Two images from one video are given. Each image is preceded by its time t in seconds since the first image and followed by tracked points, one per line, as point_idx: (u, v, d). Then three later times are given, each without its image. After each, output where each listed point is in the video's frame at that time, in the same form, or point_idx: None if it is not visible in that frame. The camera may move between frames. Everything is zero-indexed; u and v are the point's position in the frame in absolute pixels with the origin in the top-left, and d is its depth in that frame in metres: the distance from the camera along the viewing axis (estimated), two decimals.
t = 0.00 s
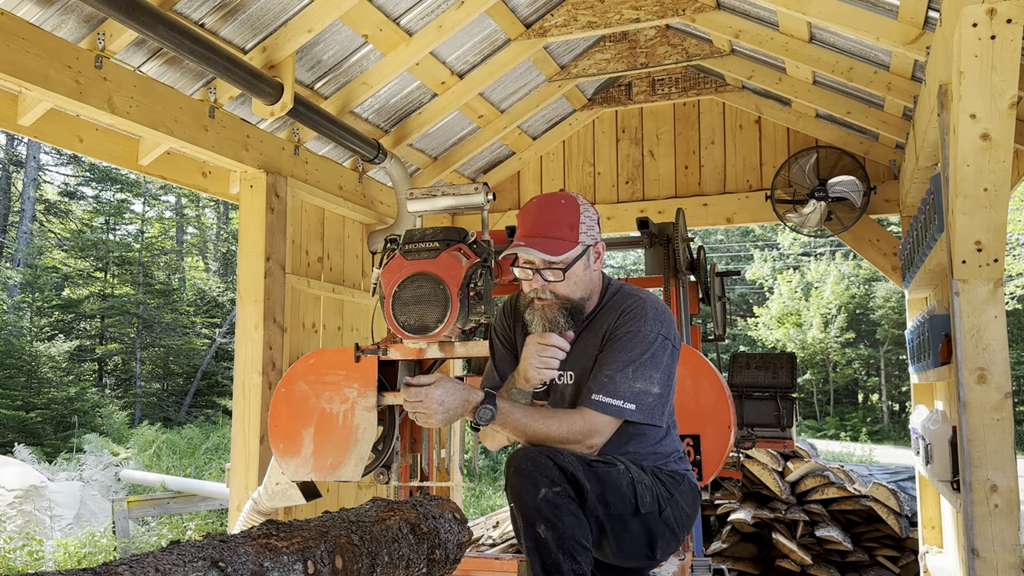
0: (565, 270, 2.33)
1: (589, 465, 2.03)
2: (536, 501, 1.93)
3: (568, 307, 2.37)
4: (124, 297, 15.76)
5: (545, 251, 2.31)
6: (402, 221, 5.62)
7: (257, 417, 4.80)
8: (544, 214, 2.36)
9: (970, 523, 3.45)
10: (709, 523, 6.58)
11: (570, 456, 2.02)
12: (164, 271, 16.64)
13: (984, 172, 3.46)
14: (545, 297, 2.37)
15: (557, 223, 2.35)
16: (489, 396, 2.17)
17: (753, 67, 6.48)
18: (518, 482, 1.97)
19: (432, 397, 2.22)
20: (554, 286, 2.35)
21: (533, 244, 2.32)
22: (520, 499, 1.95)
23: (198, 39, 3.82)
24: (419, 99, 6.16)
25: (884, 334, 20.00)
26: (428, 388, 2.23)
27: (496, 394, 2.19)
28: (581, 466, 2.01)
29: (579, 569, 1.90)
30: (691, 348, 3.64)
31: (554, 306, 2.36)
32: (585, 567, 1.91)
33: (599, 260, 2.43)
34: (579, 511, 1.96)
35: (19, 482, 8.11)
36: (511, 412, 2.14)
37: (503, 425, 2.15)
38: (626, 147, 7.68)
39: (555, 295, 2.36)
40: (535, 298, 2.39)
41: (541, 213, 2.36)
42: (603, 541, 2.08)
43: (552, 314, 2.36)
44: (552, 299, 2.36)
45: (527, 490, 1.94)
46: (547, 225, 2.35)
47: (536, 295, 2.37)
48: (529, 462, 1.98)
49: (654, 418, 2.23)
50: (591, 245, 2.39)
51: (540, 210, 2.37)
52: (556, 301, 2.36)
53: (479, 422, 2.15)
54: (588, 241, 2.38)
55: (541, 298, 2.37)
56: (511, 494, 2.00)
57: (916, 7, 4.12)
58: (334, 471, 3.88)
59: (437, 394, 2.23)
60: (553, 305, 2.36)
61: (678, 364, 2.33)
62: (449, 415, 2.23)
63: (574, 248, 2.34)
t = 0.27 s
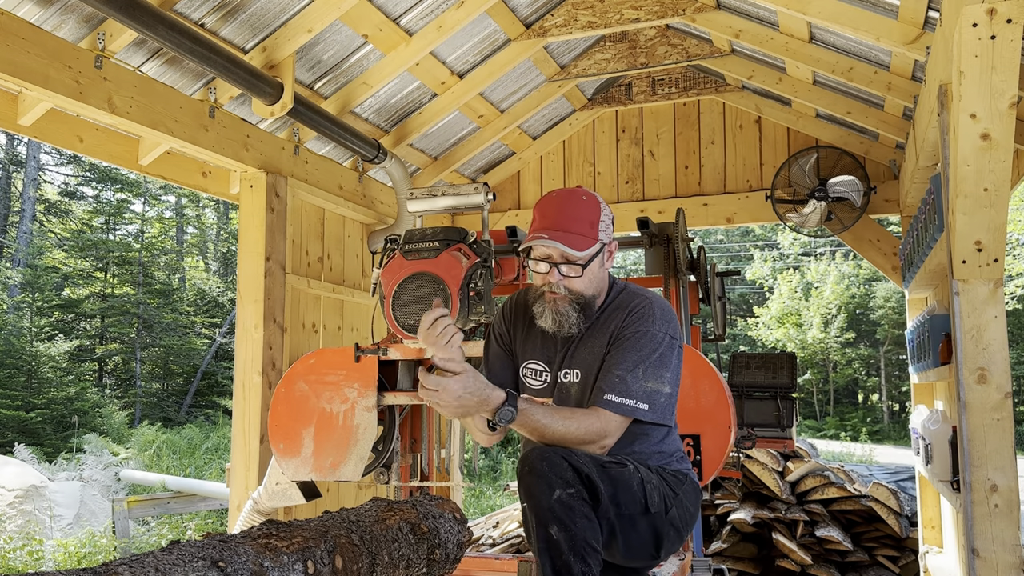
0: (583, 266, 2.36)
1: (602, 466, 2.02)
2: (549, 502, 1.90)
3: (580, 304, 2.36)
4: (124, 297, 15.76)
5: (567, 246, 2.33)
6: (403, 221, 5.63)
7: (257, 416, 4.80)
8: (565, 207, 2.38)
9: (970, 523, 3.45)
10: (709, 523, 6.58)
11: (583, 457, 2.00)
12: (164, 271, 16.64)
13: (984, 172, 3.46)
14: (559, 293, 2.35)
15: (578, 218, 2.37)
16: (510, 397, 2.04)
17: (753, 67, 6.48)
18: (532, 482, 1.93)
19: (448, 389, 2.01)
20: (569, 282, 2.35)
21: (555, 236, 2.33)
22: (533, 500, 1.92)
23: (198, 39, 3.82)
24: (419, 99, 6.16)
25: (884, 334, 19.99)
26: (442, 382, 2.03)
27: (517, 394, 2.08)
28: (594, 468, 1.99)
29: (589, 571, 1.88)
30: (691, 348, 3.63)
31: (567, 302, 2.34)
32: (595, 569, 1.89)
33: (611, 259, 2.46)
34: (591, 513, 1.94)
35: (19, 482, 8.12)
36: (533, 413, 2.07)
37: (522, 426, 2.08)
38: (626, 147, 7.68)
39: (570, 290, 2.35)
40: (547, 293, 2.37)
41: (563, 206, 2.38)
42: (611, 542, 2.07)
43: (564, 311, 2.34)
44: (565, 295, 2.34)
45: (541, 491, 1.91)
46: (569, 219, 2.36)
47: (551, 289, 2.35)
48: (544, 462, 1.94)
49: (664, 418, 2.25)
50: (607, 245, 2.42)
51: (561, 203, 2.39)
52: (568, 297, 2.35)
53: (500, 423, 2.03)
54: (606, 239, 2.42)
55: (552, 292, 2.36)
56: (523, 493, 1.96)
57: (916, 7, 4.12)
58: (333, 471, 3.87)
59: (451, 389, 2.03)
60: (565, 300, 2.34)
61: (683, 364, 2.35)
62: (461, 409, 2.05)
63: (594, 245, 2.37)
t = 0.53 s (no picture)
0: (588, 267, 2.36)
1: (608, 466, 2.03)
2: (555, 501, 1.90)
3: (586, 305, 2.36)
4: (124, 297, 15.76)
5: (573, 247, 2.33)
6: (403, 221, 5.63)
7: (257, 416, 4.80)
8: (566, 209, 2.39)
9: (970, 523, 3.45)
10: (709, 523, 6.58)
11: (589, 457, 2.00)
12: (164, 271, 16.64)
13: (984, 171, 3.46)
14: (565, 295, 2.34)
15: (581, 219, 2.38)
16: (512, 396, 2.07)
17: (753, 67, 6.49)
18: (538, 481, 1.93)
19: (447, 387, 2.07)
20: (576, 283, 2.35)
21: (562, 239, 2.33)
22: (539, 499, 1.92)
23: (198, 39, 3.82)
24: (419, 99, 6.16)
25: (884, 334, 20.00)
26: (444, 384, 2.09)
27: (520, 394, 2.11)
28: (600, 468, 2.00)
29: (594, 571, 1.87)
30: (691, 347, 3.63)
31: (575, 304, 2.33)
32: (600, 570, 1.88)
33: (612, 259, 2.47)
34: (596, 513, 1.94)
35: (19, 482, 8.12)
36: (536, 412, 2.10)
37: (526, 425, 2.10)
38: (625, 147, 7.68)
39: (576, 292, 2.34)
40: (554, 295, 2.36)
41: (565, 208, 2.38)
42: (616, 542, 2.06)
43: (571, 312, 2.32)
44: (572, 297, 2.33)
45: (547, 490, 1.91)
46: (572, 220, 2.37)
47: (558, 292, 2.34)
48: (550, 461, 1.94)
49: (669, 415, 2.26)
50: (608, 245, 2.44)
51: (562, 206, 2.39)
52: (575, 299, 2.34)
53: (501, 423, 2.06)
54: (607, 239, 2.44)
55: (559, 295, 2.35)
56: (529, 492, 1.96)
57: (916, 7, 4.12)
58: (334, 471, 3.88)
59: (454, 390, 2.08)
60: (573, 303, 2.33)
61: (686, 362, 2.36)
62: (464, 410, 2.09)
63: (598, 246, 2.38)
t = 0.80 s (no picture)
0: (593, 264, 2.37)
1: (601, 465, 2.02)
2: (546, 498, 1.91)
3: (590, 303, 2.36)
4: (124, 297, 15.76)
5: (580, 244, 2.34)
6: (403, 221, 5.63)
7: (257, 416, 4.80)
8: (573, 207, 2.38)
9: (970, 523, 3.45)
10: (709, 523, 6.58)
11: (581, 455, 2.00)
12: (164, 271, 16.63)
13: (984, 171, 3.46)
14: (570, 290, 2.35)
15: (588, 216, 2.38)
16: (500, 397, 2.13)
17: (753, 67, 6.48)
18: (529, 479, 1.94)
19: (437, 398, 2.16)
20: (581, 280, 2.36)
21: (569, 236, 2.34)
22: (531, 497, 1.93)
23: (198, 40, 3.82)
24: (419, 99, 6.16)
25: (884, 334, 19.99)
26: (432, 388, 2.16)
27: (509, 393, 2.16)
28: (592, 466, 1.99)
29: (587, 569, 1.88)
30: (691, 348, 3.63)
31: (578, 300, 2.34)
32: (592, 568, 1.89)
33: (616, 258, 2.48)
34: (588, 510, 1.94)
35: (19, 482, 8.13)
36: (525, 412, 2.13)
37: (518, 424, 2.14)
38: (626, 147, 7.68)
39: (582, 288, 2.36)
40: (557, 292, 2.37)
41: (572, 206, 2.38)
42: (611, 540, 2.07)
43: (574, 307, 2.34)
44: (577, 292, 2.35)
45: (539, 488, 1.92)
46: (579, 218, 2.37)
47: (562, 287, 2.35)
48: (541, 459, 1.95)
49: (664, 416, 2.24)
50: (612, 244, 2.44)
51: (569, 203, 2.39)
52: (580, 295, 2.35)
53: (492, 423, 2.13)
54: (612, 237, 2.44)
55: (561, 291, 2.36)
56: (521, 490, 1.97)
57: (916, 7, 4.12)
58: (333, 471, 3.88)
59: (444, 396, 2.15)
60: (577, 299, 2.35)
61: (685, 363, 2.34)
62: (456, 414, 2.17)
63: (604, 243, 2.38)
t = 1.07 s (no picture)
0: (598, 268, 2.37)
1: (600, 466, 2.01)
2: (544, 499, 1.91)
3: (593, 307, 2.36)
4: (124, 297, 15.77)
5: (585, 248, 2.33)
6: (403, 221, 5.63)
7: (257, 416, 4.80)
8: (578, 210, 2.38)
9: (970, 523, 3.45)
10: (709, 523, 6.58)
11: (580, 456, 2.00)
12: (164, 271, 16.63)
13: (984, 171, 3.46)
14: (572, 295, 2.34)
15: (593, 220, 2.37)
16: (504, 391, 2.21)
17: (753, 67, 6.48)
18: (528, 479, 1.94)
19: (441, 383, 2.35)
20: (584, 284, 2.35)
21: (574, 239, 2.33)
22: (529, 497, 1.93)
23: (198, 40, 3.82)
24: (419, 99, 6.16)
25: (884, 334, 20.00)
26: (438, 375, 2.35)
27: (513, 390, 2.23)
28: (591, 467, 1.99)
29: (585, 569, 1.88)
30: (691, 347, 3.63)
31: (582, 304, 2.33)
32: (591, 568, 1.89)
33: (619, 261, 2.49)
34: (587, 511, 1.94)
35: (19, 482, 8.13)
36: (527, 406, 2.20)
37: (518, 419, 2.20)
38: (625, 147, 7.68)
39: (584, 292, 2.34)
40: (561, 295, 2.36)
41: (577, 209, 2.37)
42: (610, 541, 2.07)
43: (577, 311, 2.33)
44: (580, 297, 2.34)
45: (537, 488, 1.92)
46: (584, 221, 2.36)
47: (565, 291, 2.34)
48: (540, 460, 1.95)
49: (666, 418, 2.26)
50: (616, 247, 2.44)
51: (575, 206, 2.38)
52: (582, 299, 2.34)
53: (493, 415, 2.20)
54: (615, 241, 2.45)
55: (565, 294, 2.35)
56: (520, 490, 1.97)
57: (916, 7, 4.12)
58: (334, 471, 3.88)
59: (447, 382, 2.35)
60: (580, 303, 2.34)
61: (689, 367, 2.36)
62: (458, 402, 2.37)
63: (608, 248, 2.39)
